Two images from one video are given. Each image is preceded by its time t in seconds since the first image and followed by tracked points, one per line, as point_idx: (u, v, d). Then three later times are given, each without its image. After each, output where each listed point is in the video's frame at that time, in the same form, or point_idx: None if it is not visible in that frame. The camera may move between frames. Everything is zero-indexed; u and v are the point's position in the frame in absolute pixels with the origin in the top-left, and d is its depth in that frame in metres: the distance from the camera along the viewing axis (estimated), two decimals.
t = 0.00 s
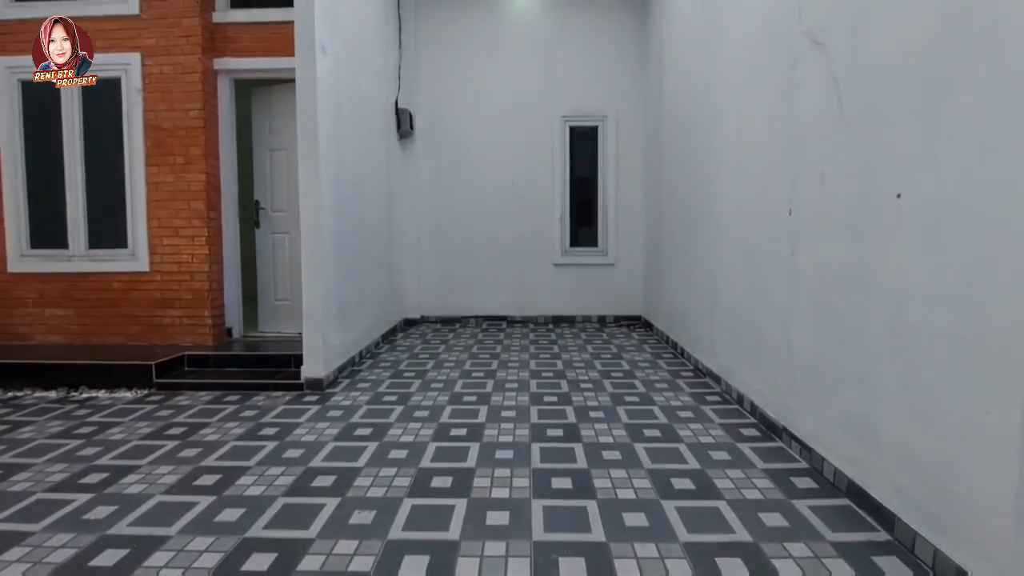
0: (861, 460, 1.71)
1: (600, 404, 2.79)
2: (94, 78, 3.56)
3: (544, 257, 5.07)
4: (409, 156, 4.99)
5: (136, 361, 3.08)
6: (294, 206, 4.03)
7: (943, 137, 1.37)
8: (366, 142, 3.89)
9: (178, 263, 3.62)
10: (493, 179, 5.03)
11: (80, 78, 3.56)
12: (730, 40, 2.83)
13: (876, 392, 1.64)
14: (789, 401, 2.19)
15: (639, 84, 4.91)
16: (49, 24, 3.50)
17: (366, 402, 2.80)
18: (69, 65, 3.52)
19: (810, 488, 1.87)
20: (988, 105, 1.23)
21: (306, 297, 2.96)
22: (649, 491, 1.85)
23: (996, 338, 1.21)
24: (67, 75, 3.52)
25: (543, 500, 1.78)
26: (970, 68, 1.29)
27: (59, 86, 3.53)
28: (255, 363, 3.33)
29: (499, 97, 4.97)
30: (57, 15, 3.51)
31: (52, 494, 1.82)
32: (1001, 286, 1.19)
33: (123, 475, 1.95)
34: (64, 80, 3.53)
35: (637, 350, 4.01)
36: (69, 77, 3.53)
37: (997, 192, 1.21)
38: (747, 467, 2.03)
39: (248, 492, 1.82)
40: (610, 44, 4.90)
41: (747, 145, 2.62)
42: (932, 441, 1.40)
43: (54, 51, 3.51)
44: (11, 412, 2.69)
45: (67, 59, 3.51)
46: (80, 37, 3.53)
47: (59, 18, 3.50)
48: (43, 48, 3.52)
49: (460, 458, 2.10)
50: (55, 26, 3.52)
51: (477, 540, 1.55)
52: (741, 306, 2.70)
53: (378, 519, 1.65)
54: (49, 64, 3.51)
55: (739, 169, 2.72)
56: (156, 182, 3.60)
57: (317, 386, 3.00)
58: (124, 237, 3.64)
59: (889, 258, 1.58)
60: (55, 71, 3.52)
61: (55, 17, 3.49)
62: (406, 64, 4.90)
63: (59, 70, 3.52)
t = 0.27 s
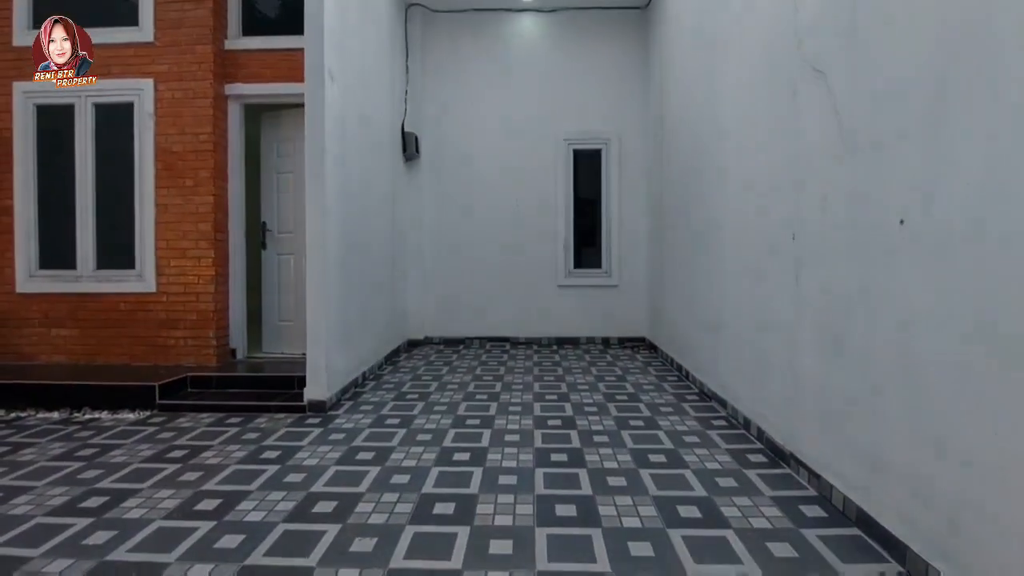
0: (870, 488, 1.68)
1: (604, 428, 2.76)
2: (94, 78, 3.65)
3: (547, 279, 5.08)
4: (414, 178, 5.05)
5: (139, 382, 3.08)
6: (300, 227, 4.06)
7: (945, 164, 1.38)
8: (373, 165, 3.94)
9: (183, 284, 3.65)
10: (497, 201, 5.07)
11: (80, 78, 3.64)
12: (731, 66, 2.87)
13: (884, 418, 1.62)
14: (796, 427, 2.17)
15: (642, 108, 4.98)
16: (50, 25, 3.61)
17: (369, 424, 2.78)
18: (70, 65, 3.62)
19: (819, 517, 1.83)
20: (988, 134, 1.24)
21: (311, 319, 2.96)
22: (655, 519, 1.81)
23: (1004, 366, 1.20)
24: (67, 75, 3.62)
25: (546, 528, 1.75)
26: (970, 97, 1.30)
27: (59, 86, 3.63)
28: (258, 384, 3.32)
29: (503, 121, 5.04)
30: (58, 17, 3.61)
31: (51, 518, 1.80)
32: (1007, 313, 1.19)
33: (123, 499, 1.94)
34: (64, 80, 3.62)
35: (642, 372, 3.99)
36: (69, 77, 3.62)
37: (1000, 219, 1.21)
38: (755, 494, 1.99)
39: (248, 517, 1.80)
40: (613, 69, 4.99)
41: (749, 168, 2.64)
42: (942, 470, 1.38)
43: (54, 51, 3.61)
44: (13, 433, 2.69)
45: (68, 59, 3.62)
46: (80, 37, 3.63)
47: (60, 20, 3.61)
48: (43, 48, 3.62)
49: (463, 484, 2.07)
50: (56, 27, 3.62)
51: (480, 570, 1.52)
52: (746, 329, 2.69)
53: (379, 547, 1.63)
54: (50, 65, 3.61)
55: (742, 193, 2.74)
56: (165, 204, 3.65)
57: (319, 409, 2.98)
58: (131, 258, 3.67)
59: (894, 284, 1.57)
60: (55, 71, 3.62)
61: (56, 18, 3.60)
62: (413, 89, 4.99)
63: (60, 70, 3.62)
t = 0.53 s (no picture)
0: (876, 513, 1.66)
1: (606, 449, 2.73)
2: (92, 78, 3.74)
3: (549, 297, 5.09)
4: (417, 197, 5.09)
5: (139, 401, 3.07)
6: (303, 246, 4.09)
7: (943, 187, 1.39)
8: (375, 185, 3.98)
9: (186, 302, 3.66)
10: (499, 219, 5.11)
11: (79, 78, 3.73)
12: (730, 89, 2.92)
13: (888, 442, 1.60)
14: (799, 449, 2.15)
15: (643, 129, 5.04)
16: (50, 25, 3.71)
17: (368, 445, 2.76)
18: (69, 65, 3.71)
19: (824, 542, 1.80)
20: (985, 159, 1.26)
21: (312, 337, 2.96)
22: (657, 544, 1.79)
23: (1006, 390, 1.19)
24: (67, 75, 3.71)
25: (547, 553, 1.73)
26: (966, 123, 1.32)
27: (59, 86, 3.72)
28: (258, 403, 3.31)
29: (505, 141, 5.10)
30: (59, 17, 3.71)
31: (47, 540, 1.78)
32: (1008, 337, 1.19)
33: (120, 521, 1.92)
34: (63, 80, 3.71)
35: (643, 392, 3.96)
36: (68, 77, 3.71)
37: (999, 243, 1.22)
38: (758, 519, 1.97)
39: (246, 540, 1.78)
40: (613, 91, 5.07)
41: (749, 189, 2.66)
42: (948, 495, 1.36)
43: (54, 51, 3.70)
44: (11, 452, 2.67)
45: (68, 59, 3.71)
46: (79, 37, 3.74)
47: (60, 20, 3.70)
48: (43, 48, 3.71)
49: (463, 507, 2.05)
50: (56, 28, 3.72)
51: None
52: (747, 349, 2.68)
53: (378, 572, 1.60)
54: (50, 65, 3.71)
55: (742, 213, 2.76)
56: (169, 223, 3.68)
57: (319, 429, 2.96)
58: (134, 277, 3.69)
59: (895, 306, 1.57)
60: (55, 71, 3.71)
61: (56, 19, 3.70)
62: (416, 110, 5.06)
63: (60, 70, 3.71)
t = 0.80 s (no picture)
0: (882, 537, 1.63)
1: (608, 469, 2.70)
2: (92, 76, 3.84)
3: (550, 315, 5.08)
4: (419, 215, 5.13)
5: (139, 418, 3.06)
6: (306, 263, 4.10)
7: (942, 208, 1.40)
8: (379, 202, 4.01)
9: (188, 318, 3.67)
10: (501, 237, 5.13)
11: (79, 77, 3.82)
12: (730, 109, 2.95)
13: (893, 464, 1.58)
14: (804, 470, 2.12)
15: (644, 148, 5.09)
16: (50, 25, 3.80)
17: (368, 464, 2.73)
18: (69, 65, 3.81)
19: (831, 567, 1.77)
20: (983, 181, 1.27)
21: (313, 355, 2.96)
22: (660, 568, 1.76)
23: (1010, 413, 1.18)
24: (67, 75, 3.80)
25: None
26: (963, 146, 1.33)
27: (58, 85, 3.80)
28: (258, 421, 3.29)
29: (507, 159, 5.16)
30: (58, 17, 3.81)
31: (43, 560, 1.76)
32: (1011, 360, 1.18)
33: (117, 540, 1.90)
34: (63, 80, 3.80)
35: (646, 411, 3.93)
36: (68, 77, 3.80)
37: (999, 265, 1.22)
38: (763, 542, 1.94)
39: (244, 561, 1.76)
40: (614, 110, 5.13)
41: (750, 208, 2.68)
42: (954, 520, 1.34)
43: (54, 51, 3.79)
44: (10, 469, 2.66)
45: (67, 59, 3.80)
46: (79, 37, 3.83)
47: (59, 20, 3.80)
48: (43, 48, 3.80)
49: (464, 528, 2.02)
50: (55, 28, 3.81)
51: None
52: (750, 368, 2.67)
53: None
54: (49, 65, 3.79)
55: (742, 232, 2.77)
56: (174, 239, 3.71)
57: (319, 447, 2.94)
58: (138, 293, 3.71)
59: (897, 326, 1.57)
60: (55, 71, 3.80)
61: (55, 19, 3.79)
62: (420, 129, 5.13)
63: (60, 70, 3.80)
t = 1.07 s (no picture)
0: (889, 563, 1.60)
1: (610, 489, 2.67)
2: (92, 77, 3.96)
3: (552, 332, 5.07)
4: (422, 232, 5.15)
5: (138, 435, 3.04)
6: (308, 279, 4.11)
7: (942, 229, 1.41)
8: (381, 220, 4.03)
9: (189, 335, 3.67)
10: (503, 254, 5.15)
11: (79, 77, 3.93)
12: (729, 129, 2.99)
13: (899, 487, 1.57)
14: (809, 492, 2.09)
15: (644, 167, 5.13)
16: (50, 25, 3.89)
17: (368, 483, 2.71)
18: (69, 65, 3.91)
19: None
20: (983, 203, 1.28)
21: (314, 372, 2.95)
22: None
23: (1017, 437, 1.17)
24: (67, 75, 3.90)
25: None
26: (962, 169, 1.35)
27: (59, 85, 3.90)
28: (257, 439, 3.27)
29: (509, 177, 5.20)
30: (57, 17, 3.89)
31: None
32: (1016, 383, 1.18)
33: (113, 561, 1.87)
34: (63, 80, 3.90)
35: (648, 429, 3.89)
36: (69, 77, 3.90)
37: (1001, 287, 1.22)
38: (769, 566, 1.90)
39: None
40: (615, 130, 5.19)
41: (751, 227, 2.69)
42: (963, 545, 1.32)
43: (54, 51, 3.90)
44: (7, 487, 2.64)
45: (68, 59, 3.91)
46: (80, 37, 3.93)
47: (59, 20, 3.89)
48: (44, 48, 3.90)
49: (464, 550, 1.99)
50: (55, 28, 3.90)
51: None
52: (752, 387, 2.66)
53: None
54: (49, 65, 3.89)
55: (743, 250, 2.78)
56: (177, 256, 3.73)
57: (318, 466, 2.92)
58: (140, 309, 3.71)
59: (899, 346, 1.57)
60: (55, 71, 3.90)
61: (55, 18, 3.88)
62: (423, 147, 5.18)
63: (59, 70, 3.91)
